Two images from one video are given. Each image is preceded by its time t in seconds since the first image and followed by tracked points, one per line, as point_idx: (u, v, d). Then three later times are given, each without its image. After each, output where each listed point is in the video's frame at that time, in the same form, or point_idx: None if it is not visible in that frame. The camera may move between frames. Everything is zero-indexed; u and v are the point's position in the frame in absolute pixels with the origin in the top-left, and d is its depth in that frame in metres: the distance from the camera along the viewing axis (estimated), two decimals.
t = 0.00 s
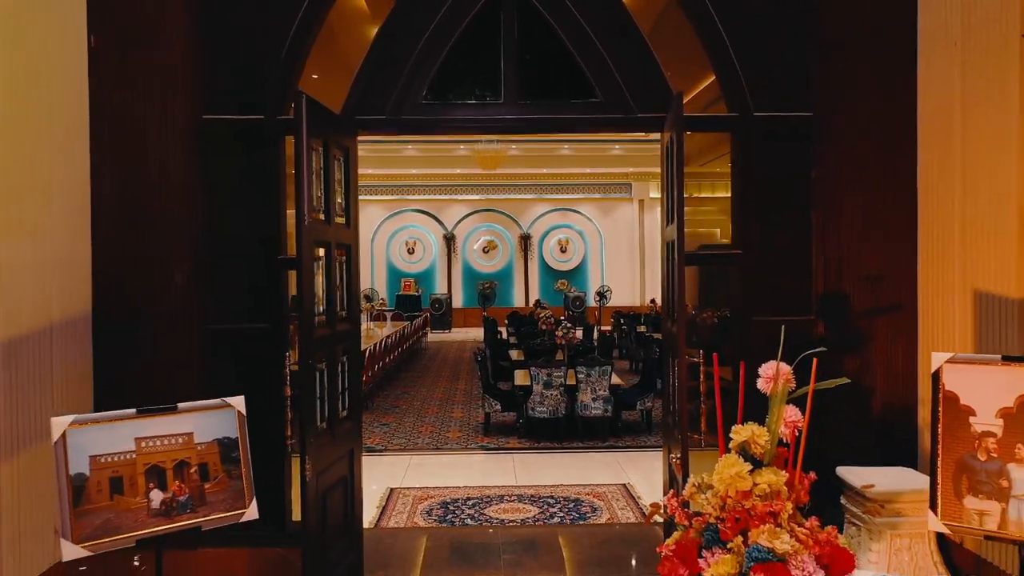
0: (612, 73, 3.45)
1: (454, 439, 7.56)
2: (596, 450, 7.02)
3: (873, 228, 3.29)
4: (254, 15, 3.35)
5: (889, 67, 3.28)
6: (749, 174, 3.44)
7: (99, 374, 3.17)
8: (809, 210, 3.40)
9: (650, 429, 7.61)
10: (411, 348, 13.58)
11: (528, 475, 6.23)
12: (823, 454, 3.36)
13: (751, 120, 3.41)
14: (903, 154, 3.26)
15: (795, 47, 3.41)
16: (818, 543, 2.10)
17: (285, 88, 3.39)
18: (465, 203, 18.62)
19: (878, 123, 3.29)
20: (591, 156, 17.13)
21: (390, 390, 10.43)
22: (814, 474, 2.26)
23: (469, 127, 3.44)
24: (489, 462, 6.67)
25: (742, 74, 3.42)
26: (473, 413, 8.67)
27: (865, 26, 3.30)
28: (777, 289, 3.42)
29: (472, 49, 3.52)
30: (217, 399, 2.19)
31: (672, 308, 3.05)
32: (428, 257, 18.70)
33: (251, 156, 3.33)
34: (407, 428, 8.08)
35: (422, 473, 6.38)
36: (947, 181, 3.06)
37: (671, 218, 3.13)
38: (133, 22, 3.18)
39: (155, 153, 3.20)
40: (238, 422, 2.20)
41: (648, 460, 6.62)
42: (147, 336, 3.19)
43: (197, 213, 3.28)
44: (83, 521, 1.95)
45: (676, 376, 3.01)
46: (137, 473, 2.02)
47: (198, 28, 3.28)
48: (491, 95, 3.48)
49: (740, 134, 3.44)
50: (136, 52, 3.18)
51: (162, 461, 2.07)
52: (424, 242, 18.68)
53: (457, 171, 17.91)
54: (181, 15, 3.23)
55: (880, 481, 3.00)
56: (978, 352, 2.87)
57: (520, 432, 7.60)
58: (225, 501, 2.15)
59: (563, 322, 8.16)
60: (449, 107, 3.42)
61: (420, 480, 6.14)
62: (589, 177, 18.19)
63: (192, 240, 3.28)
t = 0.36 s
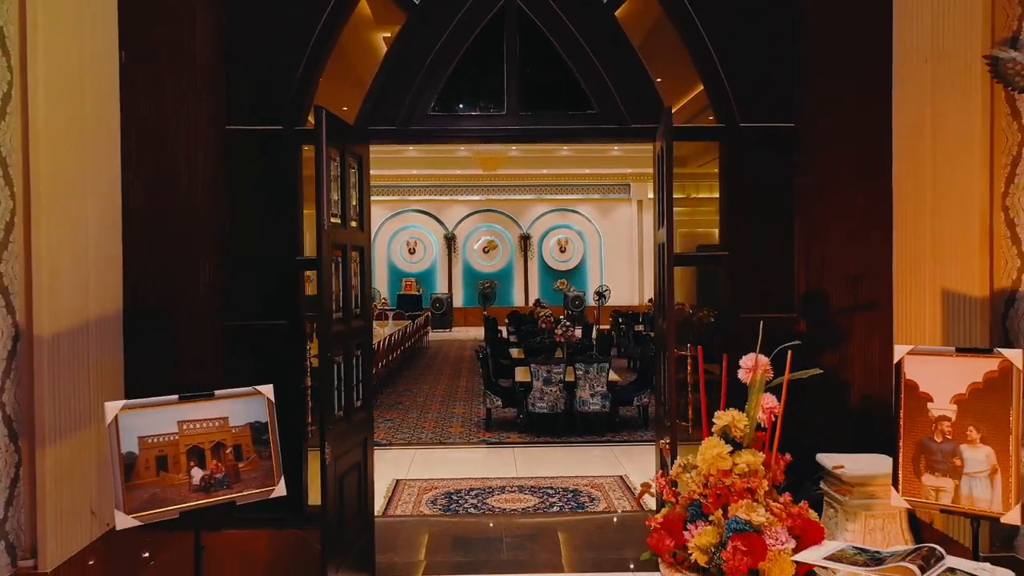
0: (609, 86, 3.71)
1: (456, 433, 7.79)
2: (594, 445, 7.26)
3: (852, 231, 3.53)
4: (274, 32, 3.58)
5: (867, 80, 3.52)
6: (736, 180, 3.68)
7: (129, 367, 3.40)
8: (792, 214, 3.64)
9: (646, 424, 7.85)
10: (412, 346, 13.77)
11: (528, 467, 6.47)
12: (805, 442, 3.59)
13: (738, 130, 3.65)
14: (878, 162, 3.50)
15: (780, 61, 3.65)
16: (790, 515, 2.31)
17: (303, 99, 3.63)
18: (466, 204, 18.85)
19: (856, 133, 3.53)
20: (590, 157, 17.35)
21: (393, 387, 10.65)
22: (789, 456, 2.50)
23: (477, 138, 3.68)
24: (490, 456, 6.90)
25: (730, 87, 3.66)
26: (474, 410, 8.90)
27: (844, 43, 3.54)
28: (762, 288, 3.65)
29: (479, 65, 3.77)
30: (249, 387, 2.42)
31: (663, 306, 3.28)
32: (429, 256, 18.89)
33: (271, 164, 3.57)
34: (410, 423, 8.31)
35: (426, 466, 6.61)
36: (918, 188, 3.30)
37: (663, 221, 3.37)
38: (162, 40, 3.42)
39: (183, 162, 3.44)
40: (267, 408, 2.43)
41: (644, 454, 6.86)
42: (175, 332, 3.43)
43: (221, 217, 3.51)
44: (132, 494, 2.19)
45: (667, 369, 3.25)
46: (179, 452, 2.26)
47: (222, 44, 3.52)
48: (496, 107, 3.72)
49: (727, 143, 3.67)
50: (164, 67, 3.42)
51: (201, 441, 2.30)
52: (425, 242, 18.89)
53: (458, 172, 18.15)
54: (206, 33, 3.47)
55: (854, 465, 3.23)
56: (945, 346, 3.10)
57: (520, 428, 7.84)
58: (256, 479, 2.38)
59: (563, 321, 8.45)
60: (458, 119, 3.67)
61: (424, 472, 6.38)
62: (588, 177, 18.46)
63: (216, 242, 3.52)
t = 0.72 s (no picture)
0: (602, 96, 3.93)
1: (459, 428, 8.03)
2: (592, 438, 7.50)
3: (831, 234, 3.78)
4: (292, 47, 3.84)
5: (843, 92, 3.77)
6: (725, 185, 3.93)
7: (156, 362, 3.65)
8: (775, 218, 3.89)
9: (643, 419, 8.09)
10: (414, 345, 13.99)
11: (529, 460, 6.71)
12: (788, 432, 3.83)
13: (725, 140, 3.90)
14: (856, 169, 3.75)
15: (763, 76, 3.90)
16: (766, 492, 2.56)
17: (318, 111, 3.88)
18: (466, 204, 19.08)
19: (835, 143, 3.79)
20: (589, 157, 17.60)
21: (395, 385, 10.88)
22: (767, 440, 2.76)
23: (479, 147, 3.95)
24: (492, 449, 7.15)
25: (717, 99, 3.89)
26: (476, 406, 9.14)
27: (824, 58, 3.80)
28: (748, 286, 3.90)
29: (481, 78, 4.02)
30: (276, 376, 2.66)
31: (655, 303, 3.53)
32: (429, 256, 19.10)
33: (288, 172, 3.81)
34: (414, 419, 8.56)
35: (430, 459, 6.85)
36: (892, 194, 3.55)
37: (654, 226, 3.62)
38: (187, 57, 3.68)
39: (206, 170, 3.69)
40: (292, 395, 2.67)
41: (640, 447, 7.10)
42: (200, 328, 3.68)
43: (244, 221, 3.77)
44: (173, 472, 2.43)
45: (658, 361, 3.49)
46: (214, 435, 2.50)
47: (244, 60, 3.78)
48: (497, 118, 4.00)
49: (715, 151, 3.92)
50: (190, 82, 3.68)
51: (233, 425, 2.55)
52: (426, 242, 19.11)
53: (458, 172, 18.39)
54: (229, 50, 3.72)
55: (832, 451, 3.47)
56: (914, 340, 3.36)
57: (521, 423, 8.08)
58: (282, 460, 2.63)
59: (562, 319, 8.71)
60: (460, 128, 3.95)
61: (428, 464, 6.62)
62: (585, 177, 18.83)
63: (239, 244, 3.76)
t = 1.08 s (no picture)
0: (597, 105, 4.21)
1: (460, 424, 8.26)
2: (590, 433, 7.73)
3: (814, 236, 4.01)
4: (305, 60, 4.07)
5: (824, 103, 4.01)
6: (714, 190, 4.16)
7: (178, 357, 3.88)
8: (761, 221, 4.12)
9: (639, 414, 8.33)
10: (416, 343, 14.22)
11: (529, 454, 6.95)
12: (772, 423, 4.07)
13: (714, 148, 4.14)
14: (836, 175, 3.99)
15: (750, 87, 4.14)
16: (748, 474, 2.79)
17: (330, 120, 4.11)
18: (467, 205, 19.30)
19: (818, 151, 4.02)
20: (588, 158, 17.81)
21: (398, 382, 11.10)
22: (749, 426, 3.00)
23: (481, 154, 4.19)
24: (493, 443, 7.38)
25: (707, 108, 4.13)
26: (477, 402, 9.37)
27: (808, 71, 4.02)
28: (735, 286, 4.14)
29: (483, 87, 4.31)
30: (296, 368, 2.89)
31: (648, 302, 3.76)
32: (430, 256, 19.31)
33: (304, 177, 4.06)
34: (416, 415, 8.78)
35: (433, 452, 7.08)
36: (869, 199, 3.78)
37: (647, 230, 3.85)
38: (209, 69, 3.91)
39: (225, 176, 3.92)
40: (311, 385, 2.91)
41: (636, 441, 7.33)
42: (219, 325, 3.91)
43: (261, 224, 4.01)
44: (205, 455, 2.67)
45: (650, 356, 3.73)
46: (241, 421, 2.73)
47: (260, 72, 4.01)
48: (498, 127, 4.22)
49: (704, 158, 4.16)
50: (210, 93, 3.92)
51: (259, 413, 2.78)
52: (427, 242, 19.32)
53: (459, 173, 18.61)
54: (247, 63, 3.96)
55: (812, 440, 3.70)
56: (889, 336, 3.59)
57: (521, 419, 8.31)
58: (303, 445, 2.86)
59: (562, 318, 8.94)
60: (464, 138, 4.17)
61: (431, 458, 6.86)
62: (585, 177, 18.99)
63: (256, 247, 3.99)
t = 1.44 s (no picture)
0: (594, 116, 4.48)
1: (462, 419, 8.50)
2: (587, 428, 7.98)
3: (797, 239, 4.25)
4: (317, 73, 4.32)
5: (807, 113, 4.25)
6: (703, 196, 4.40)
7: (199, 352, 4.12)
8: (747, 223, 4.37)
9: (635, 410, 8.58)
10: (418, 342, 14.44)
11: (528, 447, 7.19)
12: (758, 415, 4.31)
13: (704, 155, 4.38)
14: (818, 181, 4.22)
15: (737, 98, 4.39)
16: (730, 459, 3.04)
17: (341, 129, 4.36)
18: (467, 205, 19.52)
19: (802, 158, 4.26)
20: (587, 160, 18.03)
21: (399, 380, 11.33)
22: (732, 415, 3.24)
23: (484, 160, 4.49)
24: (493, 438, 7.62)
25: (695, 116, 4.39)
26: (478, 399, 9.60)
27: (792, 82, 4.26)
28: (723, 287, 4.38)
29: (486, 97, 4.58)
30: (314, 361, 3.14)
31: (641, 300, 4.00)
32: (431, 256, 19.54)
33: (317, 182, 4.31)
34: (419, 411, 9.02)
35: (435, 446, 7.32)
36: (848, 204, 4.03)
37: (640, 232, 4.09)
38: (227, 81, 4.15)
39: (242, 182, 4.16)
40: (328, 377, 3.16)
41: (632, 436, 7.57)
42: (237, 322, 4.15)
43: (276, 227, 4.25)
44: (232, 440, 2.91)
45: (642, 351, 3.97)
46: (265, 409, 2.98)
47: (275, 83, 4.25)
48: (501, 135, 4.53)
49: (693, 165, 4.40)
50: (228, 103, 4.16)
51: (281, 402, 3.03)
52: (427, 242, 19.52)
53: (459, 175, 18.84)
54: (264, 75, 4.20)
55: (794, 429, 3.94)
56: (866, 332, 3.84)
57: (521, 414, 8.56)
58: (321, 432, 3.10)
59: (560, 316, 9.18)
60: (468, 145, 4.46)
61: (434, 452, 7.09)
62: (584, 178, 19.19)
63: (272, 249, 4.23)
